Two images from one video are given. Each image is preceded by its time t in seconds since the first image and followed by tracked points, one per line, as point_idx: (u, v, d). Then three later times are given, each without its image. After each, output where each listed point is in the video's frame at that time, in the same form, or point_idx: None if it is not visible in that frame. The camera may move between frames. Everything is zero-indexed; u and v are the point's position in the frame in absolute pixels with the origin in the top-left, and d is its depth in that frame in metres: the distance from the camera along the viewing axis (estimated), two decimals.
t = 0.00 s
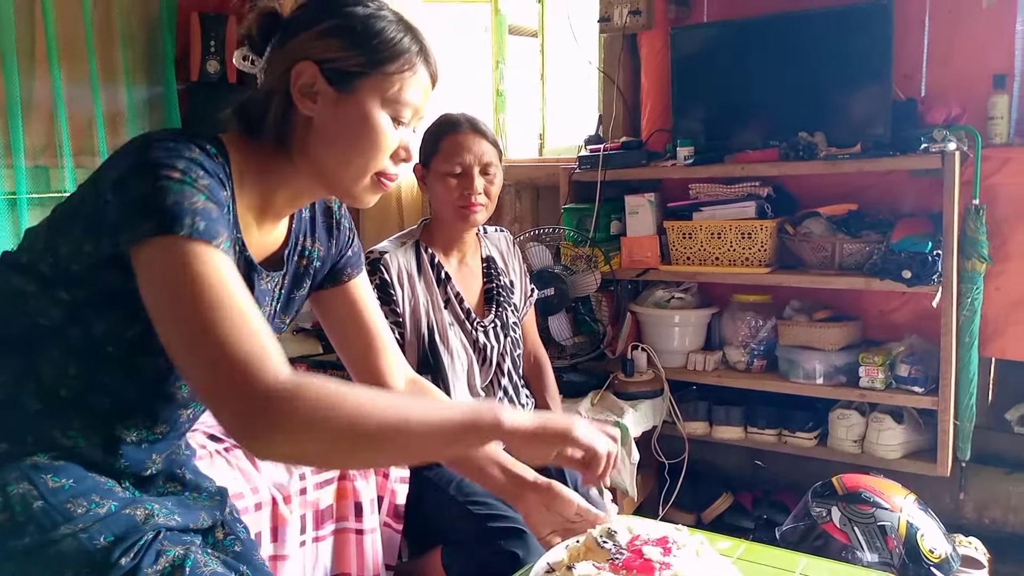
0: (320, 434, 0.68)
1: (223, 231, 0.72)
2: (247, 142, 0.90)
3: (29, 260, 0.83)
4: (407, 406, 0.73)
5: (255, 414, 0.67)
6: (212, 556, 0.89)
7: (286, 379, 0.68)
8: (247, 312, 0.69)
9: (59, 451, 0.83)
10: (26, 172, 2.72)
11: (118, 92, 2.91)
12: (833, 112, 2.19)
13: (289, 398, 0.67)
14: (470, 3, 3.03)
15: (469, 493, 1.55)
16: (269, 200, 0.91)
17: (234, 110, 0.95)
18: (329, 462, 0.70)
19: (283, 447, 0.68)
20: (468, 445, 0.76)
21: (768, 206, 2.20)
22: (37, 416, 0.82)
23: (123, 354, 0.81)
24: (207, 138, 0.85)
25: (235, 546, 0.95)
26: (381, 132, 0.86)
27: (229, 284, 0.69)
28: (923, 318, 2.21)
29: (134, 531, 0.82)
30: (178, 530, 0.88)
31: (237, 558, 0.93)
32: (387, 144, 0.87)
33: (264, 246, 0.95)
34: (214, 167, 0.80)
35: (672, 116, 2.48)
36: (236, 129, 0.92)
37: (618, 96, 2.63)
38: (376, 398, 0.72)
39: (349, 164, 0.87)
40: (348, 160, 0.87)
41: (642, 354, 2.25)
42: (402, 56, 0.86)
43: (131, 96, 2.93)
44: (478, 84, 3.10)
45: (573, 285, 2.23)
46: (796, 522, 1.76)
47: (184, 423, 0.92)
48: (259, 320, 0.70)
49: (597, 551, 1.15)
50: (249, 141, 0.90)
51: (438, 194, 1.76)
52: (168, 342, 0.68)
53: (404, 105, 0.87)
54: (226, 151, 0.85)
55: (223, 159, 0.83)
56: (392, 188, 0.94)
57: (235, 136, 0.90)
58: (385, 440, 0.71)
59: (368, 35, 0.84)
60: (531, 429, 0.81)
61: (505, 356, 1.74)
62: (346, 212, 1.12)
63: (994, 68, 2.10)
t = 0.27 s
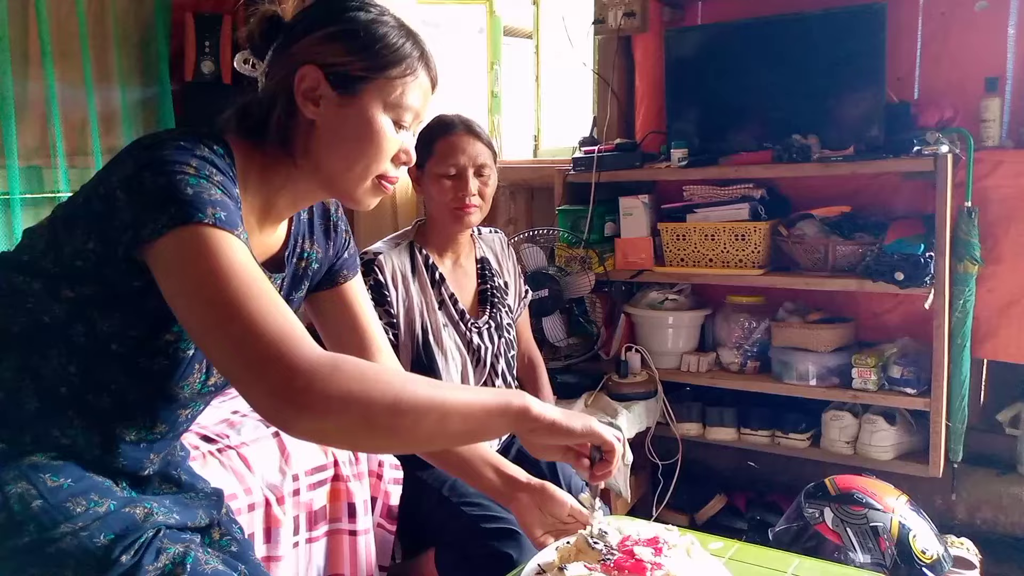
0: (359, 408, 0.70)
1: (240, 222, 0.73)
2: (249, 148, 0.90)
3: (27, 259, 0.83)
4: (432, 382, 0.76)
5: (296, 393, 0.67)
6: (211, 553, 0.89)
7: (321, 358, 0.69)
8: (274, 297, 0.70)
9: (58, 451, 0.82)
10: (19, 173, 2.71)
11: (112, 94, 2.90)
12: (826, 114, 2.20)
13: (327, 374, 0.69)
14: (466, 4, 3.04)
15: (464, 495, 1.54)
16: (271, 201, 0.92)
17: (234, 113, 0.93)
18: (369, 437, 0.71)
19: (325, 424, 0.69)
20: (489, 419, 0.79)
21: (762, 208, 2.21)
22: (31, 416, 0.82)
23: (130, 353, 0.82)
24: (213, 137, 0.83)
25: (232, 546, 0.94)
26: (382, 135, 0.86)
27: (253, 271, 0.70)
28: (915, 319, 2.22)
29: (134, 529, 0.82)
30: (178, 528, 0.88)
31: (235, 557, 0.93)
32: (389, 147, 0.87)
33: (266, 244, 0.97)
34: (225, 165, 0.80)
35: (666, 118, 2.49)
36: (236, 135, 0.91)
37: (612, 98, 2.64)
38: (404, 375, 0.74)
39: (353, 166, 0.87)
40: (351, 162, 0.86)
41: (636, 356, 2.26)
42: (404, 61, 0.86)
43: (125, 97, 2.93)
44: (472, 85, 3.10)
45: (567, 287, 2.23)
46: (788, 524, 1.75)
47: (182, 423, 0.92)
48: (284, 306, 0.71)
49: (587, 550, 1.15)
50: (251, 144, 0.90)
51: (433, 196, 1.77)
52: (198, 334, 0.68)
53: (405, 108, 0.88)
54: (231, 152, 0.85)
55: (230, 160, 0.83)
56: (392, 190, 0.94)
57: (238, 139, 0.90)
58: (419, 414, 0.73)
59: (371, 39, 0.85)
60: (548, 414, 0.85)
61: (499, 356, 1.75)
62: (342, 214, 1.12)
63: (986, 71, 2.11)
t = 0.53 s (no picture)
0: (379, 403, 0.71)
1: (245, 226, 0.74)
2: (250, 154, 0.90)
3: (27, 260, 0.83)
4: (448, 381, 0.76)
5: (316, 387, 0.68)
6: (209, 553, 0.88)
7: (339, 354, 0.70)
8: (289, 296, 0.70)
9: (57, 451, 0.82)
10: (13, 174, 2.72)
11: (107, 96, 2.88)
12: (820, 117, 2.20)
13: (344, 371, 0.70)
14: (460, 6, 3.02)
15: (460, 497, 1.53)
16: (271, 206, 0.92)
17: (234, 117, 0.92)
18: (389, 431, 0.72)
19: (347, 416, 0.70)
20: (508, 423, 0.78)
21: (756, 210, 2.22)
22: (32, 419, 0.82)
23: (129, 355, 0.82)
24: (214, 143, 0.83)
25: (229, 547, 0.94)
26: (382, 142, 0.86)
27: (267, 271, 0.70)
28: (908, 321, 2.23)
29: (133, 527, 0.82)
30: (177, 528, 0.88)
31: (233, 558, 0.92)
32: (389, 153, 0.87)
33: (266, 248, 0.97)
34: (227, 171, 0.80)
35: (661, 120, 2.49)
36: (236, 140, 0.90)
37: (607, 101, 2.65)
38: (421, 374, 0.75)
39: (354, 172, 0.87)
40: (352, 168, 0.87)
41: (631, 357, 2.26)
42: (404, 68, 0.87)
43: (120, 100, 2.91)
44: (467, 87, 3.10)
45: (562, 288, 2.24)
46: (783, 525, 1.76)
47: (181, 424, 0.92)
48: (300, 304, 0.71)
49: (583, 550, 1.16)
50: (251, 149, 0.90)
51: (428, 197, 1.77)
52: (218, 333, 0.69)
53: (405, 115, 0.88)
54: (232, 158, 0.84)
55: (231, 165, 0.83)
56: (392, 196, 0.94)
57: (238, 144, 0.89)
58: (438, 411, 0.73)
59: (373, 47, 0.85)
60: (570, 438, 0.82)
61: (495, 358, 1.75)
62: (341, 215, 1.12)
63: (978, 74, 2.13)
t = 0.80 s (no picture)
0: (367, 419, 0.71)
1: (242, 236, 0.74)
2: (248, 163, 0.90)
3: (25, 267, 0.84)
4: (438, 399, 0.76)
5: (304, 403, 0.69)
6: (204, 558, 0.89)
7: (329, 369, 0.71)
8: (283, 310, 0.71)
9: (52, 455, 0.83)
10: (8, 179, 2.73)
11: (103, 101, 2.89)
12: (813, 127, 2.22)
13: (336, 386, 0.70)
14: (457, 14, 3.06)
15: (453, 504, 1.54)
16: (269, 216, 0.93)
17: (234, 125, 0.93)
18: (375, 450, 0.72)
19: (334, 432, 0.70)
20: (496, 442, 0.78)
21: (750, 219, 2.23)
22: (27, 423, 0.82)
23: (127, 362, 0.82)
24: (212, 153, 0.84)
25: (223, 553, 0.94)
26: (380, 151, 0.87)
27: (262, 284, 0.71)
28: (900, 330, 2.25)
29: (128, 533, 0.83)
30: (172, 534, 0.89)
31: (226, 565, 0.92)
32: (387, 163, 0.88)
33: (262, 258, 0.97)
34: (225, 180, 0.81)
35: (655, 129, 2.51)
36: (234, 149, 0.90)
37: (602, 110, 2.66)
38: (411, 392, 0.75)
39: (351, 182, 0.88)
40: (349, 177, 0.87)
41: (625, 365, 2.28)
42: (402, 78, 0.88)
43: (116, 105, 2.91)
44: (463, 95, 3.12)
45: (557, 295, 2.23)
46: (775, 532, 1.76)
47: (177, 431, 0.92)
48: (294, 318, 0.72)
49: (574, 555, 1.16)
50: (250, 158, 0.90)
51: (424, 205, 1.78)
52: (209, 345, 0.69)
53: (403, 125, 0.89)
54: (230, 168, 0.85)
55: (229, 174, 0.83)
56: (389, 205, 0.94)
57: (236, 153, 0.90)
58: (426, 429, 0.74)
59: (371, 57, 0.86)
60: (554, 454, 0.82)
61: (489, 365, 1.75)
62: (337, 222, 1.13)
63: (969, 86, 2.15)
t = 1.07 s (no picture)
0: (350, 432, 0.71)
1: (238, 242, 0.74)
2: (250, 163, 0.91)
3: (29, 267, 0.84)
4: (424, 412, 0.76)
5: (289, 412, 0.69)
6: (205, 561, 0.87)
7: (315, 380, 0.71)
8: (273, 318, 0.71)
9: (52, 457, 0.83)
10: (5, 182, 2.71)
11: (101, 105, 2.89)
12: (809, 137, 2.24)
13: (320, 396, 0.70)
14: (455, 21, 3.08)
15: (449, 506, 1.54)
16: (268, 221, 0.93)
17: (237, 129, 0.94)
18: (355, 462, 0.72)
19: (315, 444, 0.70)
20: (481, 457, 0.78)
21: (746, 227, 2.25)
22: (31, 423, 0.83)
23: (126, 361, 0.82)
24: (213, 155, 0.85)
25: (222, 556, 0.93)
26: (378, 155, 0.87)
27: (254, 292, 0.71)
28: (894, 339, 2.26)
29: (127, 535, 0.82)
30: (172, 536, 0.87)
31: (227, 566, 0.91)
32: (384, 167, 0.89)
33: (261, 262, 0.97)
34: (225, 183, 0.82)
35: (652, 137, 2.53)
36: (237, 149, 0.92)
37: (599, 118, 2.68)
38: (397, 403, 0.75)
39: (349, 185, 0.88)
40: (347, 181, 0.88)
41: (621, 371, 2.30)
42: (402, 83, 0.88)
43: (114, 108, 2.92)
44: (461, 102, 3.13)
45: (553, 301, 2.23)
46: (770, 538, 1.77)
47: (176, 432, 0.92)
48: (284, 327, 0.72)
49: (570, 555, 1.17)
50: (250, 161, 0.91)
51: (423, 211, 1.78)
52: (198, 350, 0.70)
53: (402, 130, 0.89)
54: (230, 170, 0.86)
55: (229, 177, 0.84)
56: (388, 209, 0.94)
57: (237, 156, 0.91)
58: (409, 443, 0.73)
59: (370, 63, 0.87)
60: (537, 456, 0.82)
61: (486, 370, 1.75)
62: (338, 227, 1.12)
63: (963, 97, 2.17)
